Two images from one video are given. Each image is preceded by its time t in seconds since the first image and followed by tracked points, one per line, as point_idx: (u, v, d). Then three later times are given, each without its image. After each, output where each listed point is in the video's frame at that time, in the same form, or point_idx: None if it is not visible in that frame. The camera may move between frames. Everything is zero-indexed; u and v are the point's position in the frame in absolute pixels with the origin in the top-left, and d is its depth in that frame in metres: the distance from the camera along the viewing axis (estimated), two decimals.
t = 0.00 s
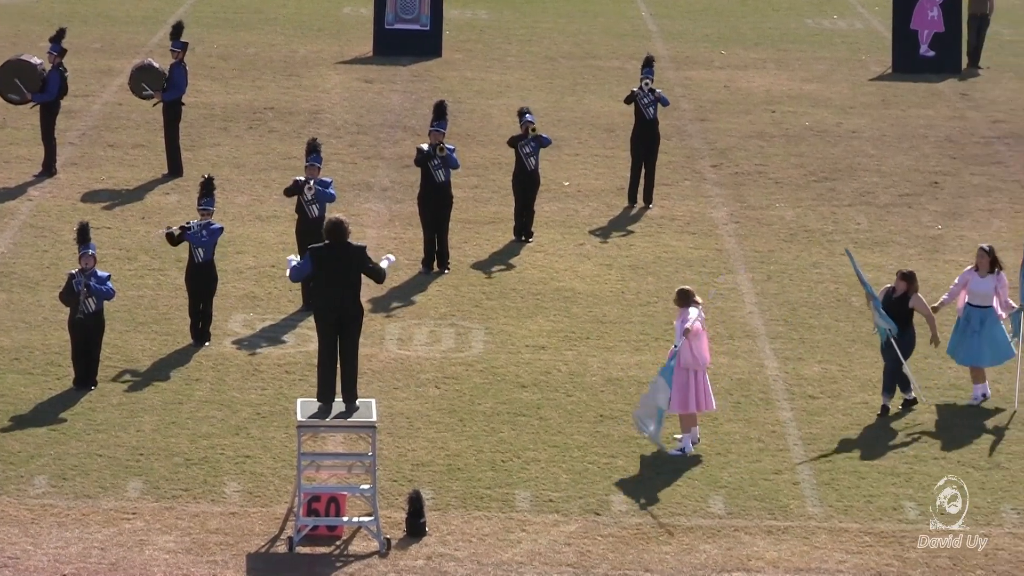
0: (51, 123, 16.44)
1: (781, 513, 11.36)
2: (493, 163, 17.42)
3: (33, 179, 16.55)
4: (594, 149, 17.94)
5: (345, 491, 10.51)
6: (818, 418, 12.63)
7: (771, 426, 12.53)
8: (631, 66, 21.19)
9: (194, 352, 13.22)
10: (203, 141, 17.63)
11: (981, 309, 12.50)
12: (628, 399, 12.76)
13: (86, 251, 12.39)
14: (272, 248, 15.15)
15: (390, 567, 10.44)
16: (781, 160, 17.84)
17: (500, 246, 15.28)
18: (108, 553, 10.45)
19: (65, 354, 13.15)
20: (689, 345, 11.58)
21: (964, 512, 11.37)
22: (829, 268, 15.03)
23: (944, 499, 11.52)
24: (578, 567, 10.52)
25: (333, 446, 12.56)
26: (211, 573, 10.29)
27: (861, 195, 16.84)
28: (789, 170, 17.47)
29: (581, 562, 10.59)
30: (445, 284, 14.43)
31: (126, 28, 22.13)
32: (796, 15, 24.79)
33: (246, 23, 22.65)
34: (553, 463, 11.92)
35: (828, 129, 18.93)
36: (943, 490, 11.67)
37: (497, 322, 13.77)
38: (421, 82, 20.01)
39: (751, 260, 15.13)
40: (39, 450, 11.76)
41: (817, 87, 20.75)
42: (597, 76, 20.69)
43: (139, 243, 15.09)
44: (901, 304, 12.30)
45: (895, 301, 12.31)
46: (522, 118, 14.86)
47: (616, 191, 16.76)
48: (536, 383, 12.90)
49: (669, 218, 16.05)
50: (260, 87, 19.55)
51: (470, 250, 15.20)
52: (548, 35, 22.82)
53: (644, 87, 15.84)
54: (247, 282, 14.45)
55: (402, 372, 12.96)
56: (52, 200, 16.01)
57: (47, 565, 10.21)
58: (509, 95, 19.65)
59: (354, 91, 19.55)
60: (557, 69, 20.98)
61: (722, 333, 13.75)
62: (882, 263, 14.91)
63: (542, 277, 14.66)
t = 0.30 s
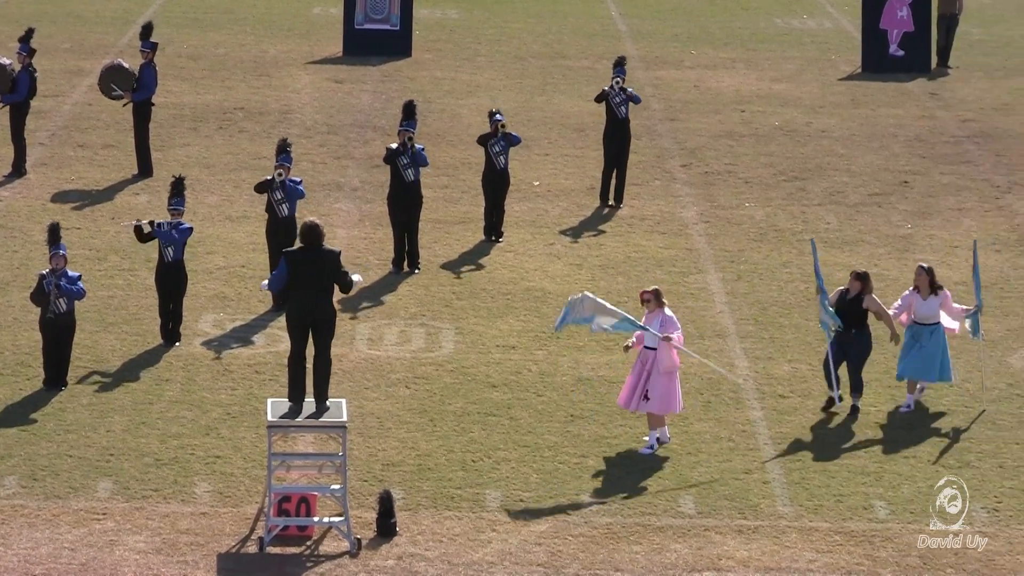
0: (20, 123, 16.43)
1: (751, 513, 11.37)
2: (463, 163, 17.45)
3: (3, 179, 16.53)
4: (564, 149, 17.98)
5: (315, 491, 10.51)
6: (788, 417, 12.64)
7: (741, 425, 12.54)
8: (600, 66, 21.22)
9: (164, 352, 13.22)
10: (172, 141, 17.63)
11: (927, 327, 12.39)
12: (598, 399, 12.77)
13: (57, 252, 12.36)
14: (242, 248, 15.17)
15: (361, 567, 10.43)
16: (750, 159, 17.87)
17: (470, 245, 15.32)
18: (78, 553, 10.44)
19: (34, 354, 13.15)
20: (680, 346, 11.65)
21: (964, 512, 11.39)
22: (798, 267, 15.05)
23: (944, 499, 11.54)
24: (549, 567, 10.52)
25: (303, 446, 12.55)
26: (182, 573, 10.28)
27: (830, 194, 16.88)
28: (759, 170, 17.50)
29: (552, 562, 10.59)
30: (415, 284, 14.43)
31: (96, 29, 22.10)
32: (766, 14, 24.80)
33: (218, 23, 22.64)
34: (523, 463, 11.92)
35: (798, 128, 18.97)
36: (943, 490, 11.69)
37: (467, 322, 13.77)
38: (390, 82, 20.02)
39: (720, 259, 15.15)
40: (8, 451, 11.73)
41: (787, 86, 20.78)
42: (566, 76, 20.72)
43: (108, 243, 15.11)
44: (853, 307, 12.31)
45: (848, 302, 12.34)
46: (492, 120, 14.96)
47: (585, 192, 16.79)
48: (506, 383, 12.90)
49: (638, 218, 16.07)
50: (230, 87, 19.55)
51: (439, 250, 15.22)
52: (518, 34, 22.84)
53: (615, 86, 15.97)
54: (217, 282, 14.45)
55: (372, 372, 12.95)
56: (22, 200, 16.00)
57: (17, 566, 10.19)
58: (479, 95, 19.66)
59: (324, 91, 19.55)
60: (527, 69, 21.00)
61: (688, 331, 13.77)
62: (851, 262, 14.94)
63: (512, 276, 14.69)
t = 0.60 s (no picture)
0: None
1: (719, 512, 11.37)
2: (430, 163, 17.49)
3: None
4: (531, 149, 18.05)
5: (283, 491, 10.48)
6: (755, 416, 12.67)
7: (709, 424, 12.56)
8: (567, 66, 21.27)
9: (131, 352, 13.23)
10: (139, 141, 17.64)
11: (881, 325, 12.33)
12: (565, 398, 12.78)
13: (23, 252, 12.32)
14: (209, 248, 15.20)
15: (328, 567, 10.41)
16: (717, 159, 17.93)
17: (437, 245, 15.38)
18: (46, 554, 10.41)
19: None
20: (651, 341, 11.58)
21: (964, 512, 11.41)
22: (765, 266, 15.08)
23: (944, 499, 11.55)
24: (517, 566, 10.51)
25: (270, 446, 12.55)
26: (149, 573, 10.26)
27: (796, 195, 16.96)
28: (726, 169, 17.55)
29: (520, 562, 10.58)
30: (382, 283, 14.46)
31: (63, 29, 22.08)
32: (732, 14, 24.83)
33: (187, 24, 22.63)
34: (490, 462, 11.91)
35: (764, 128, 19.03)
36: (943, 490, 11.71)
37: (435, 322, 13.79)
38: (357, 81, 20.03)
39: (687, 259, 15.18)
40: None
41: (753, 85, 20.83)
42: (533, 76, 20.76)
43: (75, 243, 15.14)
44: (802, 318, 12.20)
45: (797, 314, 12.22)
46: (459, 121, 15.17)
47: (552, 192, 16.85)
48: (474, 382, 12.91)
49: (605, 218, 16.11)
50: (197, 87, 19.57)
51: (407, 249, 15.26)
52: (486, 34, 22.86)
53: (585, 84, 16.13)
54: (184, 282, 14.46)
55: (339, 372, 12.94)
56: None
57: None
58: (447, 95, 19.69)
59: (292, 91, 19.56)
60: (494, 69, 21.03)
61: (651, 330, 13.79)
62: (818, 262, 14.98)
63: (480, 276, 14.73)
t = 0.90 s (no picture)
0: None
1: (689, 512, 11.37)
2: (401, 163, 17.50)
3: None
4: (502, 150, 18.07)
5: (254, 491, 10.45)
6: (726, 416, 12.69)
7: (679, 424, 12.57)
8: (537, 66, 21.30)
9: (102, 353, 13.22)
10: (110, 142, 17.63)
11: (851, 319, 12.26)
12: (536, 399, 12.78)
13: None
14: (179, 249, 15.20)
15: (299, 567, 10.38)
16: (688, 159, 17.96)
17: (410, 246, 15.38)
18: (16, 556, 10.36)
19: None
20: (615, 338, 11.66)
21: (965, 513, 11.41)
22: (736, 266, 15.10)
23: (944, 499, 11.56)
24: (488, 567, 10.50)
25: (241, 447, 12.54)
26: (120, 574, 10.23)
27: (767, 194, 17.01)
28: (696, 170, 17.59)
29: (491, 562, 10.57)
30: (353, 284, 14.46)
31: (32, 29, 22.03)
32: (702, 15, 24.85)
33: (158, 24, 22.62)
34: (461, 463, 11.91)
35: (735, 128, 19.06)
36: (943, 490, 11.71)
37: (405, 322, 13.79)
38: (328, 82, 20.02)
39: (658, 258, 15.19)
40: None
41: (724, 85, 20.85)
42: (504, 77, 20.78)
43: (46, 245, 15.13)
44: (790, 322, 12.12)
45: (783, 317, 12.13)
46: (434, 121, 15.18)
47: (522, 193, 16.86)
48: (445, 383, 12.91)
49: (574, 219, 16.12)
50: (168, 87, 19.56)
51: (378, 249, 15.28)
52: (458, 34, 22.86)
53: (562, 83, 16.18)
54: (154, 283, 14.46)
55: (310, 373, 12.93)
56: None
57: None
58: (417, 96, 19.71)
59: (263, 91, 19.55)
60: (464, 69, 21.04)
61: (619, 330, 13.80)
62: (787, 263, 15.00)
63: (450, 276, 14.74)
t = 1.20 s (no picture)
0: None
1: (662, 511, 11.38)
2: (375, 162, 17.53)
3: None
4: (475, 148, 18.09)
5: (228, 491, 10.43)
6: (700, 415, 12.70)
7: (653, 423, 12.58)
8: (510, 66, 21.35)
9: (76, 353, 13.22)
10: (83, 141, 17.61)
11: (816, 321, 12.15)
12: (509, 398, 12.80)
13: None
14: (152, 248, 15.21)
15: (273, 567, 10.37)
16: (660, 158, 18.01)
17: (387, 246, 15.41)
18: None
19: None
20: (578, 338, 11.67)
21: (965, 513, 11.38)
22: (709, 265, 15.11)
23: (944, 499, 11.53)
24: (461, 566, 10.50)
25: (215, 447, 12.53)
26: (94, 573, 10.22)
27: (739, 193, 17.08)
28: (668, 169, 17.64)
29: (464, 561, 10.57)
30: (326, 282, 14.48)
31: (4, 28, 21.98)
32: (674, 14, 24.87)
33: (132, 24, 22.60)
34: (435, 462, 11.91)
35: (708, 127, 19.09)
36: (943, 490, 11.69)
37: (379, 322, 13.80)
38: (300, 82, 20.01)
39: (631, 258, 15.23)
40: None
41: (696, 84, 20.89)
42: (477, 76, 20.81)
43: (18, 245, 15.13)
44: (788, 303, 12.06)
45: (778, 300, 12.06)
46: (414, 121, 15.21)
47: (494, 192, 16.91)
48: (418, 382, 12.92)
49: (546, 219, 16.18)
50: (140, 87, 19.55)
51: (351, 249, 15.29)
52: (433, 33, 22.86)
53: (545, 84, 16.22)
54: (127, 282, 14.46)
55: (283, 372, 12.92)
56: None
57: None
58: (391, 95, 19.74)
59: (236, 91, 19.55)
60: (437, 68, 21.06)
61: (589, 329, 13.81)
62: (758, 265, 15.03)
63: (423, 276, 14.77)
